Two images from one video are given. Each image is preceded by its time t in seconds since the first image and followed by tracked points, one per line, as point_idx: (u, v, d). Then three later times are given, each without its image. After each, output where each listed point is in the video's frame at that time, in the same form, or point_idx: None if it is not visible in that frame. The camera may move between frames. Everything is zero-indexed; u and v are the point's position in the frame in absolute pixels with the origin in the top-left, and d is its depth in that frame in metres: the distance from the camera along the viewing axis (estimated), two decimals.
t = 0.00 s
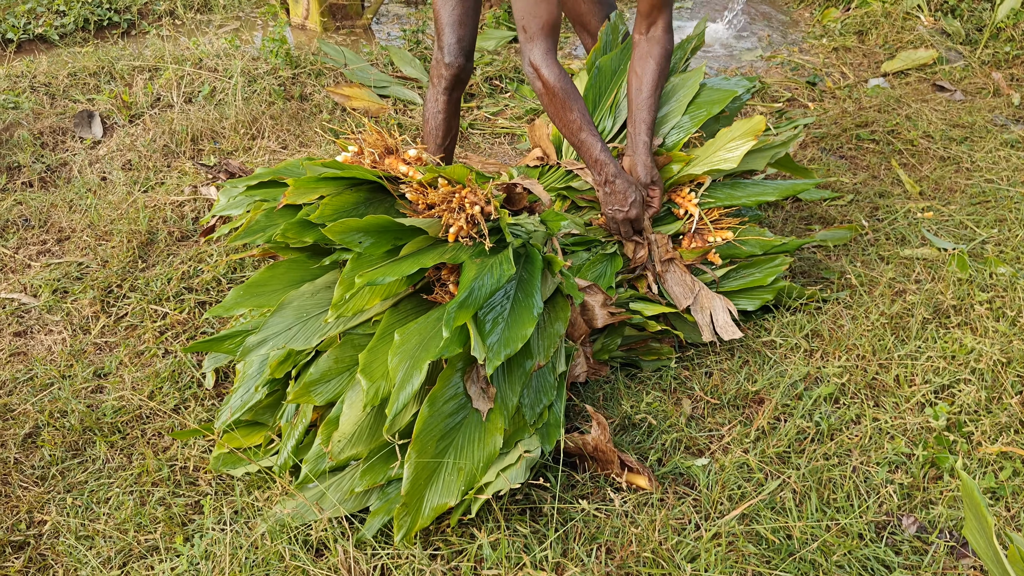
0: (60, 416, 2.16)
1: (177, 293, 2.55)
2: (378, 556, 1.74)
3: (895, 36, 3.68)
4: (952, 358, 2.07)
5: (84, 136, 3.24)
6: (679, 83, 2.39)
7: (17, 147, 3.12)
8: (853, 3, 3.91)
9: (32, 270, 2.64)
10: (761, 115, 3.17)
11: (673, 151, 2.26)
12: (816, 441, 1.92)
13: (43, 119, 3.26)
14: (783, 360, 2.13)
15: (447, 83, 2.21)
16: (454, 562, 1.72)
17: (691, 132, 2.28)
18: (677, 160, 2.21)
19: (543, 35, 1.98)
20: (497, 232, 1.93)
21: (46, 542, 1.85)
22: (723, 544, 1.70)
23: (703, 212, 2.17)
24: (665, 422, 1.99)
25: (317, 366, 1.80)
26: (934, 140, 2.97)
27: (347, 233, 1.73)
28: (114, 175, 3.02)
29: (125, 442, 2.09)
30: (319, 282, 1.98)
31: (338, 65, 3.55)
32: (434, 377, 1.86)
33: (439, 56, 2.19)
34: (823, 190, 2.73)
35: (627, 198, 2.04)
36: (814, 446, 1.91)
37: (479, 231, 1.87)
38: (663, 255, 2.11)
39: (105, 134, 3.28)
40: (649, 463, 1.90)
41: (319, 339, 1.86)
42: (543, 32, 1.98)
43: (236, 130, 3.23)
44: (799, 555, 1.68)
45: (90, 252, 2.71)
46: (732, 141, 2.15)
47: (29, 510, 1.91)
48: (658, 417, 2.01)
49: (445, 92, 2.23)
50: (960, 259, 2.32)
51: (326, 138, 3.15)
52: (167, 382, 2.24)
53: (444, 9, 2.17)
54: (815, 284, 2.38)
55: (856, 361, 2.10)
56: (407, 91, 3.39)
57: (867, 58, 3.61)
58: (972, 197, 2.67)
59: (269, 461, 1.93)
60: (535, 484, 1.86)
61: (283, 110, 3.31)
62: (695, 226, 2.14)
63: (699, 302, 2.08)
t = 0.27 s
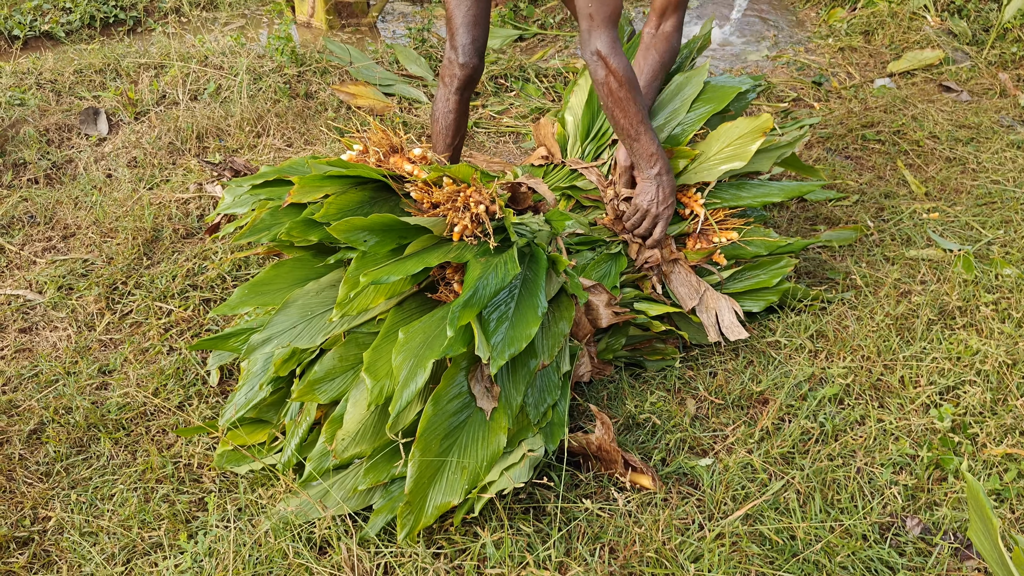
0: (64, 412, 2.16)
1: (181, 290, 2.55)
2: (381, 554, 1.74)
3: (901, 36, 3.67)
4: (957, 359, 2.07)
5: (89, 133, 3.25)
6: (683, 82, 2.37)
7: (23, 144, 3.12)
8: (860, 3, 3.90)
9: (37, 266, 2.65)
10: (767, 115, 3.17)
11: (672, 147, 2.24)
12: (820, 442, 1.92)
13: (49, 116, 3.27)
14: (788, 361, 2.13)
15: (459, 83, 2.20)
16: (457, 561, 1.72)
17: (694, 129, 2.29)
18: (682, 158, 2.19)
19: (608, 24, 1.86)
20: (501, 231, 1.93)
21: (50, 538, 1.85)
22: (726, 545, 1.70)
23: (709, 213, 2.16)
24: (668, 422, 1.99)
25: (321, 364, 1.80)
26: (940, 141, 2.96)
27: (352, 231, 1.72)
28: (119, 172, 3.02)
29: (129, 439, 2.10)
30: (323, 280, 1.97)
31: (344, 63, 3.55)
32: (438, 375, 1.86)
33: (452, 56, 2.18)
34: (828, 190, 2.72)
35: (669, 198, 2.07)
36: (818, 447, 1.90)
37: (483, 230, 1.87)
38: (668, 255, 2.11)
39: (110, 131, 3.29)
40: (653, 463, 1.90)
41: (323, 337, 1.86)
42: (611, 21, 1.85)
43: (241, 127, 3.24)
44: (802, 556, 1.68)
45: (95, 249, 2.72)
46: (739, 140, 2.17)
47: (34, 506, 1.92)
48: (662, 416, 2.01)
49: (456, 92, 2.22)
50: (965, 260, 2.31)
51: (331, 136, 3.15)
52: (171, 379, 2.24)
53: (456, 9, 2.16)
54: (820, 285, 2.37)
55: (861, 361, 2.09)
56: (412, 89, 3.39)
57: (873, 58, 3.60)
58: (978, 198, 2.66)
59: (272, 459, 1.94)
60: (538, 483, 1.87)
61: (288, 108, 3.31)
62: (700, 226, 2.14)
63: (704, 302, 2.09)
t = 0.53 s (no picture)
0: (64, 408, 2.16)
1: (181, 286, 2.55)
2: (380, 551, 1.74)
3: (902, 34, 3.66)
4: (957, 357, 2.07)
5: (89, 129, 3.24)
6: (684, 78, 2.38)
7: (23, 140, 3.12)
8: (860, 1, 3.89)
9: (37, 263, 2.65)
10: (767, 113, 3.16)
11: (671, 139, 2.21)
12: (820, 440, 1.92)
13: (49, 112, 3.26)
14: (788, 358, 2.12)
15: (466, 81, 2.19)
16: (457, 558, 1.72)
17: (696, 124, 2.27)
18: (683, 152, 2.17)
19: (632, 11, 1.88)
20: (502, 228, 1.93)
21: (49, 534, 1.85)
22: (726, 542, 1.69)
23: (709, 210, 2.16)
24: (668, 420, 1.99)
25: (321, 360, 1.80)
26: (940, 139, 2.96)
27: (352, 227, 1.72)
28: (119, 168, 3.02)
29: (128, 436, 2.09)
30: (323, 276, 1.97)
31: (344, 60, 3.55)
32: (437, 372, 1.86)
33: (459, 54, 2.17)
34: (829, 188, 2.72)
35: (663, 197, 2.03)
36: (818, 444, 1.90)
37: (483, 227, 1.87)
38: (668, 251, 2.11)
39: (110, 127, 3.28)
40: (653, 461, 1.90)
41: (323, 334, 1.85)
42: (637, 8, 1.88)
43: (241, 124, 3.23)
44: (802, 554, 1.68)
45: (95, 245, 2.71)
46: (744, 135, 2.16)
47: (33, 502, 1.92)
48: (662, 414, 2.00)
49: (461, 91, 2.21)
50: (966, 258, 2.31)
51: (331, 133, 3.15)
52: (170, 376, 2.24)
53: (464, 8, 2.16)
54: (820, 283, 2.37)
55: (861, 359, 2.09)
56: (413, 86, 3.38)
57: (874, 56, 3.60)
58: (979, 196, 2.66)
59: (271, 455, 1.94)
60: (538, 480, 1.87)
61: (288, 105, 3.31)
62: (701, 223, 2.13)
63: (705, 299, 2.09)
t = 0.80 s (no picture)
0: (63, 409, 2.16)
1: (181, 286, 2.55)
2: (380, 551, 1.74)
3: (902, 34, 3.66)
4: (957, 358, 2.07)
5: (89, 129, 3.24)
6: (684, 79, 2.38)
7: (22, 140, 3.12)
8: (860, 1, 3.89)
9: (36, 263, 2.65)
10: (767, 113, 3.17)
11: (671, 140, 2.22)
12: (820, 440, 1.92)
13: (49, 112, 3.26)
14: (787, 359, 2.13)
15: (471, 83, 2.20)
16: (456, 558, 1.72)
17: (696, 125, 2.28)
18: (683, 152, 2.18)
19: (643, 17, 1.99)
20: (501, 229, 1.93)
21: (49, 535, 1.85)
22: (725, 543, 1.70)
23: (710, 210, 2.15)
24: (668, 420, 1.99)
25: (320, 361, 1.79)
26: (940, 139, 2.96)
27: (351, 228, 1.72)
28: (118, 168, 3.02)
29: (128, 436, 2.09)
30: (323, 276, 1.97)
31: (344, 60, 3.55)
32: (437, 372, 1.86)
33: (465, 55, 2.19)
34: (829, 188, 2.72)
35: (652, 205, 2.04)
36: (817, 445, 1.90)
37: (483, 228, 1.86)
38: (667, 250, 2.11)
39: (110, 127, 3.28)
40: (652, 461, 1.90)
41: (322, 335, 1.85)
42: (646, 18, 2.00)
43: (240, 124, 3.23)
44: (801, 554, 1.68)
45: (94, 245, 2.71)
46: (745, 135, 2.16)
47: (33, 503, 1.92)
48: (661, 414, 2.01)
49: (467, 91, 2.22)
50: (965, 259, 2.31)
51: (331, 133, 3.15)
52: (170, 375, 2.24)
53: (471, 9, 2.16)
54: (820, 283, 2.37)
55: (860, 360, 2.09)
56: (413, 86, 3.38)
57: (874, 56, 3.60)
58: (978, 197, 2.66)
59: (271, 456, 1.94)
60: (538, 480, 1.87)
61: (288, 105, 3.31)
62: (701, 223, 2.12)
63: (704, 299, 2.07)
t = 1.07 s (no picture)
0: (88, 398, 2.19)
1: (203, 279, 2.58)
2: (400, 543, 1.76)
3: (925, 31, 3.63)
4: (979, 357, 2.05)
5: (113, 123, 3.28)
6: (709, 76, 2.33)
7: (47, 133, 3.16)
8: None
9: (61, 254, 2.69)
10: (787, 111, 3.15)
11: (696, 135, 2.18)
12: (840, 438, 1.92)
13: (73, 106, 3.31)
14: (807, 357, 2.12)
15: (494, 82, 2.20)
16: (475, 551, 1.73)
17: (720, 122, 2.26)
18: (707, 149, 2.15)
19: None
20: (523, 227, 1.96)
21: (74, 522, 1.88)
22: (744, 539, 1.70)
23: (732, 208, 2.15)
24: (687, 416, 1.99)
25: (343, 356, 1.81)
26: (964, 137, 2.93)
27: (375, 227, 1.74)
28: (142, 162, 3.06)
29: (151, 426, 2.12)
30: (346, 271, 1.99)
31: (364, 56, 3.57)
32: (458, 369, 1.86)
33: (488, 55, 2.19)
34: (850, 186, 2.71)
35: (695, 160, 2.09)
36: (837, 443, 1.90)
37: (505, 226, 1.88)
38: (688, 249, 2.09)
39: (133, 121, 3.32)
40: (671, 457, 1.91)
41: (345, 330, 1.86)
42: None
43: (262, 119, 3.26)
44: (821, 551, 1.68)
45: (118, 238, 2.75)
46: (771, 135, 2.13)
47: (58, 490, 1.95)
48: (680, 411, 2.01)
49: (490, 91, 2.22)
50: (989, 258, 2.30)
51: (351, 128, 3.17)
52: (195, 370, 2.29)
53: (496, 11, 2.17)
54: (841, 281, 2.36)
55: (881, 358, 2.08)
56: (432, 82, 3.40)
57: (896, 54, 3.57)
58: (1002, 195, 2.63)
59: (294, 448, 1.96)
60: (558, 475, 1.88)
61: (309, 100, 3.33)
62: (723, 222, 2.12)
63: (724, 298, 2.06)
